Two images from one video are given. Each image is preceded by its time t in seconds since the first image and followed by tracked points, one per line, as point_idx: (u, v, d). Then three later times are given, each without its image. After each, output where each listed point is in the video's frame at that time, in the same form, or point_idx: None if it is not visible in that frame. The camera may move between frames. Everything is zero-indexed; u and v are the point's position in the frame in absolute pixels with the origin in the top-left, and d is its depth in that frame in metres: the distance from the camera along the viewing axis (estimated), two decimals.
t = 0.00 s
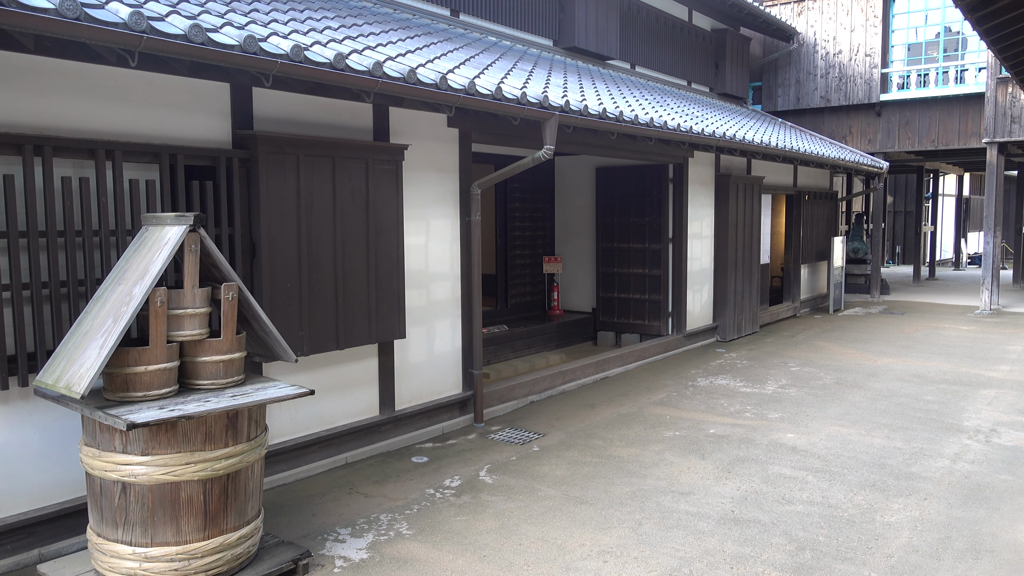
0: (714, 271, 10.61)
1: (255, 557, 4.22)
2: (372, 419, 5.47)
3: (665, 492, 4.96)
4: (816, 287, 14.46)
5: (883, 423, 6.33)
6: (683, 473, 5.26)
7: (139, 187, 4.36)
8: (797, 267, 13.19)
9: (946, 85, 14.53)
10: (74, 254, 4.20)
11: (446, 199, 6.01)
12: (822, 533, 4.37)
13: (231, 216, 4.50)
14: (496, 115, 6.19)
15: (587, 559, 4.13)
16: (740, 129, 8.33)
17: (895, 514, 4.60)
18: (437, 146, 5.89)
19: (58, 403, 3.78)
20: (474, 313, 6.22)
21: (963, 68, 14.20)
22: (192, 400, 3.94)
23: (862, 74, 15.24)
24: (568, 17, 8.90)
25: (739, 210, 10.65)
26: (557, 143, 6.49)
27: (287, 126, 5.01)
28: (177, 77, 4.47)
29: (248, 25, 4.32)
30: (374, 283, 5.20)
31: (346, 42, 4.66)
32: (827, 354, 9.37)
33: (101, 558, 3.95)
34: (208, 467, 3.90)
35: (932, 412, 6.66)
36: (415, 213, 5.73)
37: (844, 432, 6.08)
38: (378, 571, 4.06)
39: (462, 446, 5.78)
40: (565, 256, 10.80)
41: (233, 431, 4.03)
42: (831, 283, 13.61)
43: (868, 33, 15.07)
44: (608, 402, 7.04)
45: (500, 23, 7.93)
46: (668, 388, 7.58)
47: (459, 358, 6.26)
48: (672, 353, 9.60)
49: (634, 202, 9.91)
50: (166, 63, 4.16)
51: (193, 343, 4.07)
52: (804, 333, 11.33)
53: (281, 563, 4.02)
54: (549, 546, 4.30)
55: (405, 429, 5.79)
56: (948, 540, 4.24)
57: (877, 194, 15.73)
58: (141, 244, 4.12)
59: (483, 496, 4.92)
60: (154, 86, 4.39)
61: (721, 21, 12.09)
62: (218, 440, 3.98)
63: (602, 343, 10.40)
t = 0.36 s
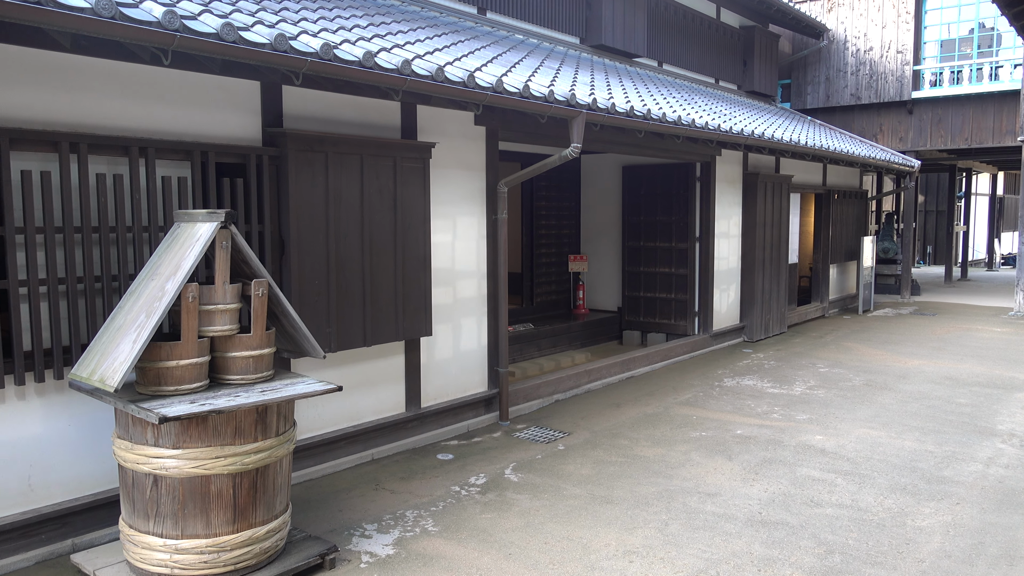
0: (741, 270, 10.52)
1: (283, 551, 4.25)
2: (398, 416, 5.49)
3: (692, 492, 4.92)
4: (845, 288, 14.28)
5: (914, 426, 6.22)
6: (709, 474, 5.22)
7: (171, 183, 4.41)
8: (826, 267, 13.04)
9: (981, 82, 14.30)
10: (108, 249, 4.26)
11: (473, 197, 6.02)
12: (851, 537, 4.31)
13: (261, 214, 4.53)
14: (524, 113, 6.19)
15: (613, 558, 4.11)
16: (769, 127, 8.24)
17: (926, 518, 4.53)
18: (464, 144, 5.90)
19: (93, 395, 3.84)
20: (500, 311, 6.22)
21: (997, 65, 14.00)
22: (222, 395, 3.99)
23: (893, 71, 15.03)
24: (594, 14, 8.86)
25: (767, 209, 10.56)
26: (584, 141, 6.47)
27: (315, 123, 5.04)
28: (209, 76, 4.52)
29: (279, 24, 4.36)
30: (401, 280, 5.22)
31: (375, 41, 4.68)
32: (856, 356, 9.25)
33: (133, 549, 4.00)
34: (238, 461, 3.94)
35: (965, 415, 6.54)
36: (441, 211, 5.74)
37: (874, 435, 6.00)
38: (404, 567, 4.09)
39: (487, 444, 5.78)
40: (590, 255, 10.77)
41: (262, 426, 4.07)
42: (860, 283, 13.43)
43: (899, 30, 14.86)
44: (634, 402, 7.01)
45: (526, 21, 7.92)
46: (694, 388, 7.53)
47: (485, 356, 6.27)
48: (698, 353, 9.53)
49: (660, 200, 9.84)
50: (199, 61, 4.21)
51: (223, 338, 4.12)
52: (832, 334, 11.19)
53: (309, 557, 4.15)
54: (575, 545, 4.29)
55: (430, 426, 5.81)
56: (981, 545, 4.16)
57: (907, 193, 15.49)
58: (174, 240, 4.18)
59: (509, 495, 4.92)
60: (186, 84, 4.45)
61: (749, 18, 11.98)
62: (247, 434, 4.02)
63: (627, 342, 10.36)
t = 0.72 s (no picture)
0: (769, 270, 10.43)
1: (310, 547, 4.29)
2: (424, 415, 5.52)
3: (718, 494, 4.89)
4: (875, 288, 14.10)
5: (946, 429, 6.12)
6: (736, 475, 5.18)
7: (202, 183, 4.47)
8: (855, 267, 12.91)
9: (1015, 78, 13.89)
10: (140, 247, 4.32)
11: (499, 196, 6.03)
12: (880, 540, 4.25)
13: (289, 213, 4.57)
14: (550, 112, 6.18)
15: (639, 559, 4.10)
16: (797, 125, 8.14)
17: (958, 522, 4.46)
18: (490, 144, 5.91)
19: (126, 391, 3.91)
20: (525, 310, 6.23)
21: None
22: (251, 392, 4.04)
23: (925, 68, 14.80)
24: (621, 13, 8.82)
25: (795, 209, 10.47)
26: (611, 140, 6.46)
27: (343, 123, 5.08)
28: (239, 76, 4.57)
29: (307, 24, 4.39)
30: (427, 279, 5.24)
31: (402, 40, 4.70)
32: (886, 357, 9.12)
33: (164, 543, 4.07)
34: (267, 457, 3.98)
35: (998, 418, 6.42)
36: (468, 210, 5.75)
37: (903, 438, 5.91)
38: (429, 565, 4.12)
39: (512, 443, 5.79)
40: (616, 254, 10.74)
41: (290, 423, 4.10)
42: (890, 284, 13.26)
43: (932, 26, 14.64)
44: (659, 402, 6.98)
45: (553, 20, 7.91)
46: (721, 388, 7.48)
47: (510, 355, 6.28)
48: (725, 353, 9.47)
49: (687, 198, 9.78)
50: (230, 62, 4.26)
51: (252, 336, 4.16)
52: (861, 335, 11.04)
53: (335, 552, 4.23)
54: (600, 544, 4.28)
55: (456, 424, 5.83)
56: (1015, 551, 4.08)
57: (939, 192, 15.24)
58: (204, 239, 4.23)
59: (534, 493, 4.92)
60: (217, 85, 4.50)
61: (778, 16, 11.88)
62: (276, 431, 4.06)
63: (653, 342, 10.33)
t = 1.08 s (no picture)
0: (810, 269, 10.28)
1: (352, 542, 4.34)
2: (462, 413, 5.54)
3: (759, 496, 4.83)
4: (919, 289, 13.81)
5: (995, 433, 5.96)
6: (777, 477, 5.11)
7: (246, 182, 4.53)
8: (898, 267, 12.67)
9: None
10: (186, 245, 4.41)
11: (537, 195, 6.03)
12: (927, 546, 4.16)
13: (330, 212, 4.62)
14: (588, 111, 6.14)
15: (678, 560, 4.06)
16: (838, 123, 8.00)
17: (1008, 529, 4.33)
18: (528, 143, 5.92)
19: (173, 386, 4.00)
20: (563, 309, 6.22)
21: None
22: (294, 388, 4.10)
23: (971, 64, 14.46)
24: (658, 11, 8.77)
25: (837, 208, 10.31)
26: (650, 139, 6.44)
27: (384, 123, 5.12)
28: (283, 77, 4.64)
29: (348, 25, 4.44)
30: (466, 277, 5.26)
31: (441, 40, 4.73)
32: (931, 359, 8.92)
33: (209, 535, 4.14)
34: (310, 452, 4.04)
35: None
36: (506, 209, 5.77)
37: (950, 442, 5.77)
38: (469, 562, 4.14)
39: (550, 442, 5.78)
40: (654, 254, 10.69)
41: (332, 419, 4.15)
42: (935, 284, 12.98)
43: (978, 21, 14.33)
44: (698, 402, 6.92)
45: (590, 19, 7.90)
46: (761, 389, 7.39)
47: (548, 354, 6.28)
48: (764, 354, 9.35)
49: (726, 197, 9.70)
50: (273, 63, 4.33)
51: (295, 333, 4.22)
52: (905, 336, 10.81)
53: (377, 548, 4.28)
54: (639, 545, 4.25)
55: (494, 423, 5.84)
56: None
57: (986, 191, 14.86)
58: (248, 238, 4.29)
59: (572, 493, 4.91)
60: (261, 86, 4.57)
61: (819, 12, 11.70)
62: (318, 427, 4.10)
63: (691, 342, 10.24)
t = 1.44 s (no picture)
0: (868, 270, 10.04)
1: (404, 537, 4.39)
2: (513, 412, 5.56)
3: (815, 501, 4.73)
4: (982, 290, 13.36)
5: None
6: (834, 482, 5.00)
7: (304, 183, 4.61)
8: (961, 268, 12.29)
9: None
10: (246, 245, 4.51)
11: (589, 195, 6.02)
12: (993, 556, 4.02)
13: (385, 212, 4.68)
14: (642, 111, 6.00)
15: (732, 564, 4.00)
16: (898, 119, 7.78)
17: None
18: (580, 142, 5.91)
19: (233, 382, 4.10)
20: (614, 309, 6.19)
21: None
22: (350, 385, 4.17)
23: None
24: (712, 7, 8.67)
25: (896, 207, 10.04)
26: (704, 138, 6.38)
27: (438, 124, 5.17)
28: (339, 79, 4.71)
29: (403, 27, 4.48)
30: (517, 277, 5.28)
31: (494, 41, 4.75)
32: (995, 364, 8.61)
33: (267, 528, 4.24)
34: (364, 449, 4.10)
35: None
36: (558, 208, 5.77)
37: (1018, 449, 5.57)
38: (520, 561, 4.16)
39: (600, 442, 5.76)
40: (705, 254, 10.58)
41: (387, 416, 4.20)
42: (1000, 286, 12.56)
43: None
44: (751, 405, 6.82)
45: (642, 17, 7.85)
46: (816, 392, 7.25)
47: (599, 354, 6.26)
48: (819, 356, 9.18)
49: (780, 197, 9.53)
50: (330, 66, 4.40)
51: (350, 331, 4.28)
52: (967, 340, 10.46)
53: (429, 545, 4.33)
54: (691, 548, 4.21)
55: (544, 422, 5.85)
56: None
57: None
58: (305, 237, 4.37)
59: (623, 494, 4.89)
60: (318, 88, 4.65)
61: (878, 6, 11.40)
62: (373, 424, 4.16)
63: (744, 344, 10.10)
